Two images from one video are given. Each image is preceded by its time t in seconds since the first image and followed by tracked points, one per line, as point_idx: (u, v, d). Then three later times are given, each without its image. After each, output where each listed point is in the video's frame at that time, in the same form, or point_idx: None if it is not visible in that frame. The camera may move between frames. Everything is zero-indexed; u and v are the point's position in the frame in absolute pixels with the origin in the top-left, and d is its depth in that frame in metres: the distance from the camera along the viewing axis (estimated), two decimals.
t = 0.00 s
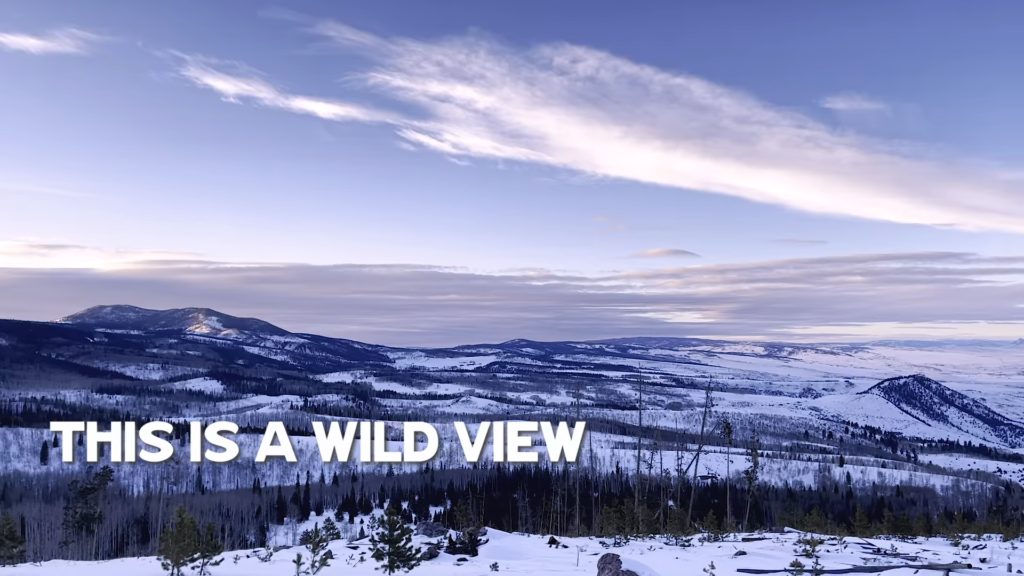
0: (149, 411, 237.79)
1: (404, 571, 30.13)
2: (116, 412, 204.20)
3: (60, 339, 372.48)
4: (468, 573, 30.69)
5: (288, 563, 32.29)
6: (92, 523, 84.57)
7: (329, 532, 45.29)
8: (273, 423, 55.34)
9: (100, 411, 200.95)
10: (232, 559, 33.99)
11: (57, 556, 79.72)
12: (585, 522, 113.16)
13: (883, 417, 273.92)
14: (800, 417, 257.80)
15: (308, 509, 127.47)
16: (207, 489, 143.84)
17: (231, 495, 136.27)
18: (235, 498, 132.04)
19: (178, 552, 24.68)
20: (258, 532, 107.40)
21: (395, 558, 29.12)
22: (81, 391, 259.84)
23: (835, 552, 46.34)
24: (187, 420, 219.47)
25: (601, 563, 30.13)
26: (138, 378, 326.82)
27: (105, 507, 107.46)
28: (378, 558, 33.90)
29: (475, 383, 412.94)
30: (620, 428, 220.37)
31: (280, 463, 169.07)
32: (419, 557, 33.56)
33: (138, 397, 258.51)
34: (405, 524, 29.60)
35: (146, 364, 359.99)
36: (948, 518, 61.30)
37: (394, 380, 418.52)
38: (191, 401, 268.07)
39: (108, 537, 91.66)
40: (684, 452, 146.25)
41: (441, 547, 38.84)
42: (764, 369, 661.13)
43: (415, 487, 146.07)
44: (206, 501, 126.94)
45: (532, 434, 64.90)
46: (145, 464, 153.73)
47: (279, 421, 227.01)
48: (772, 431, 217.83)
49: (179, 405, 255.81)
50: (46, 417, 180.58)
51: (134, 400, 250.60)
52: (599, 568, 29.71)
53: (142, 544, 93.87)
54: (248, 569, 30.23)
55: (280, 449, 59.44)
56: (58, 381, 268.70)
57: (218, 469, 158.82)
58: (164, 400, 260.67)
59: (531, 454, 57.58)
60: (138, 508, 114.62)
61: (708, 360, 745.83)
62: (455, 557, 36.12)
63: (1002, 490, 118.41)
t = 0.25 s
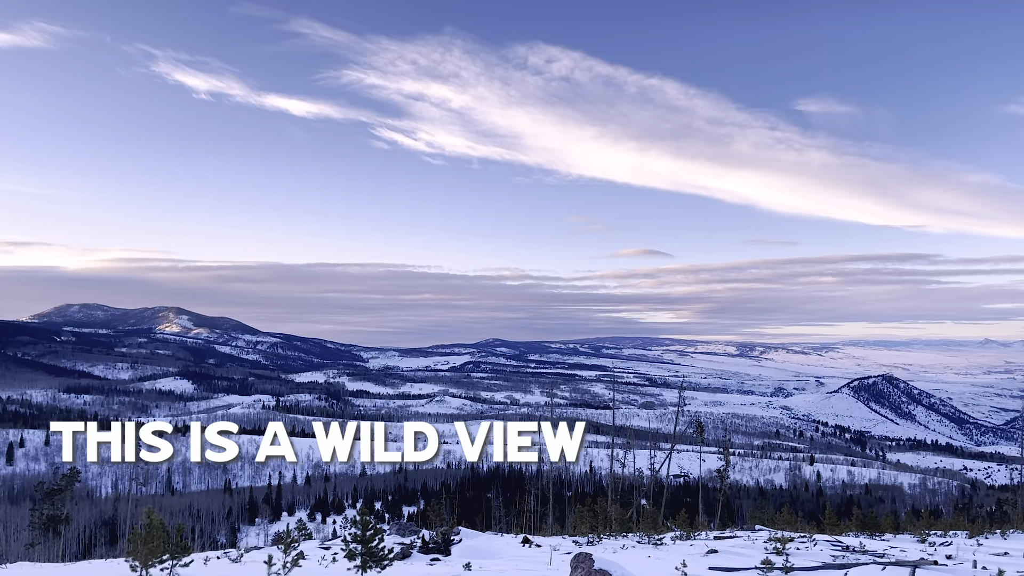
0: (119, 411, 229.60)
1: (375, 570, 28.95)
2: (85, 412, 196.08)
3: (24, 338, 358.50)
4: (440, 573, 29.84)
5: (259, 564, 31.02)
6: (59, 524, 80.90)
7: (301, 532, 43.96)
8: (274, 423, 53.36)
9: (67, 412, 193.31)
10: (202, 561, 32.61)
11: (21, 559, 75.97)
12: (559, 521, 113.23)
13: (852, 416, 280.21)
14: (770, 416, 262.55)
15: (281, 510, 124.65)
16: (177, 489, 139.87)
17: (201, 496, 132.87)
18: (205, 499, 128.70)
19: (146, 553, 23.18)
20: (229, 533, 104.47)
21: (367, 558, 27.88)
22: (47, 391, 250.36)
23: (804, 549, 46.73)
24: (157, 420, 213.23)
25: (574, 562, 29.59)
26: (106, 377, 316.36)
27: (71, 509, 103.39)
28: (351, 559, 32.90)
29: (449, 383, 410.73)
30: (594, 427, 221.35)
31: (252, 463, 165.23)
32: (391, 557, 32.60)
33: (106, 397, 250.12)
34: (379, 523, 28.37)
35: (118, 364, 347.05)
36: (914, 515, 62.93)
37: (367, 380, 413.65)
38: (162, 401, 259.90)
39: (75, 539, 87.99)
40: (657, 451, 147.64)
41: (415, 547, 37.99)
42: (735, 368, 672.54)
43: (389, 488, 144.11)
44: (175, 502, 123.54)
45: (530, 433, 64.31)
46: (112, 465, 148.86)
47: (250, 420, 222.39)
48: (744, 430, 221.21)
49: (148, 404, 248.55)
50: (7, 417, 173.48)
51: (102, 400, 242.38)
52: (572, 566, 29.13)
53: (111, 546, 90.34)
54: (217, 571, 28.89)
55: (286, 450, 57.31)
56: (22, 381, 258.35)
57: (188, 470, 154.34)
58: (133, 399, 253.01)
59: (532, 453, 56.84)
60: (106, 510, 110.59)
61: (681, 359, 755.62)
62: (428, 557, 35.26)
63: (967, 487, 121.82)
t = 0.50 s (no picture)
0: (88, 412, 222.65)
1: (351, 572, 27.89)
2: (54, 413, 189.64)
3: None
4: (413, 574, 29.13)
5: (231, 567, 29.91)
6: (28, 526, 77.73)
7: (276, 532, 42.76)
8: (277, 423, 51.33)
9: (35, 412, 186.85)
10: (173, 563, 31.35)
11: None
12: (534, 521, 113.00)
13: (825, 416, 285.63)
14: (744, 416, 266.57)
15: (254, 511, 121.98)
16: (149, 490, 136.41)
17: (174, 497, 129.70)
18: (177, 500, 125.72)
19: (117, 555, 21.87)
20: (201, 535, 101.71)
21: (342, 560, 26.79)
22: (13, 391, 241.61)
23: (777, 548, 46.95)
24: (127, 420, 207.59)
25: (549, 561, 29.09)
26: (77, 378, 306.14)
27: (39, 510, 99.74)
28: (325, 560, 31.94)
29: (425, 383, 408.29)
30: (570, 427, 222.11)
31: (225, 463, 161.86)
32: (365, 558, 31.92)
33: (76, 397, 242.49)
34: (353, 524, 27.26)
35: (88, 364, 336.94)
36: (882, 513, 64.25)
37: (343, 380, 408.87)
38: (133, 401, 252.76)
39: (42, 541, 84.73)
40: (633, 451, 148.80)
41: (390, 547, 37.22)
42: (709, 368, 681.91)
43: (364, 488, 142.17)
44: (147, 504, 120.27)
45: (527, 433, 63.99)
46: (82, 466, 144.66)
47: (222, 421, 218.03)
48: (718, 430, 223.98)
49: (120, 404, 241.86)
50: None
51: (73, 400, 235.11)
52: (547, 567, 28.63)
53: (81, 548, 87.28)
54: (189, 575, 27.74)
55: (279, 448, 55.53)
56: None
57: (160, 471, 150.36)
58: (103, 399, 245.89)
59: (534, 454, 56.31)
60: (75, 511, 107.00)
61: (656, 359, 763.71)
62: (403, 557, 34.61)
63: (935, 485, 124.80)
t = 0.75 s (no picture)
0: (52, 412, 215.03)
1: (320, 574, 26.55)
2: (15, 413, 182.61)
3: None
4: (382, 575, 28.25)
5: (198, 569, 28.64)
6: None
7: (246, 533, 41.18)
8: (275, 423, 49.26)
9: None
10: (140, 565, 29.99)
11: None
12: (505, 520, 112.47)
13: (793, 415, 291.44)
14: (715, 416, 270.42)
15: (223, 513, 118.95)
16: (115, 492, 132.70)
17: (141, 498, 125.84)
18: (144, 501, 122.16)
19: (82, 558, 20.33)
20: (169, 536, 98.70)
21: (310, 562, 25.39)
22: None
23: (746, 547, 47.17)
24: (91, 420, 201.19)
25: (520, 561, 28.41)
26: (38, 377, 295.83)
27: None
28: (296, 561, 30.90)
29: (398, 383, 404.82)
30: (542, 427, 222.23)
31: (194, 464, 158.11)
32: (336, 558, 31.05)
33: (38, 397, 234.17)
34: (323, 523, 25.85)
35: (49, 363, 325.61)
36: (848, 513, 65.35)
37: (314, 380, 402.60)
38: (100, 402, 244.83)
39: (3, 545, 81.28)
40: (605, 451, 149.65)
41: (360, 548, 36.20)
42: (680, 368, 691.27)
43: (336, 489, 139.86)
44: (113, 506, 116.49)
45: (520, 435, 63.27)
46: (47, 467, 140.06)
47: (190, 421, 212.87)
48: (689, 429, 226.55)
49: (86, 405, 234.34)
50: None
51: (34, 400, 226.97)
52: (518, 568, 27.95)
53: (45, 551, 83.95)
54: None
55: (286, 450, 53.33)
56: None
57: (126, 472, 145.70)
58: (67, 400, 238.05)
59: (531, 453, 55.72)
60: (38, 513, 103.06)
61: (628, 360, 771.35)
62: (374, 558, 33.81)
63: (899, 484, 128.04)
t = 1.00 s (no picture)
0: (19, 412, 208.57)
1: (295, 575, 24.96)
2: None
3: None
4: None
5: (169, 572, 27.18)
6: None
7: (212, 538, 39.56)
8: (274, 422, 47.88)
9: None
10: (110, 568, 28.53)
11: None
12: (480, 520, 111.96)
13: (766, 415, 296.14)
14: (689, 416, 273.47)
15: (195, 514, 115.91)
16: (85, 494, 129.64)
17: (110, 500, 122.45)
18: (114, 503, 119.02)
19: (51, 560, 18.95)
20: (139, 538, 95.77)
21: (283, 564, 23.63)
22: None
23: (719, 546, 47.29)
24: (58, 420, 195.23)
25: (493, 562, 27.90)
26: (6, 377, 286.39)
27: None
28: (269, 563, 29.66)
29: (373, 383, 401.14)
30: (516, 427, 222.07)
31: (165, 465, 154.55)
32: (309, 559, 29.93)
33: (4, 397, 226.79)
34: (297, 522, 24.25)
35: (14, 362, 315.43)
36: (818, 511, 66.09)
37: (287, 380, 396.38)
38: (69, 401, 237.86)
39: None
40: (580, 451, 150.24)
41: (332, 550, 35.15)
42: (654, 369, 698.49)
43: (309, 490, 137.53)
44: (82, 508, 112.96)
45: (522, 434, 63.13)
46: (14, 469, 135.59)
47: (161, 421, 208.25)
48: (664, 429, 228.67)
49: (56, 405, 227.58)
50: None
51: None
52: (494, 567, 27.36)
53: (13, 554, 81.00)
54: None
55: (280, 448, 51.88)
56: None
57: (96, 473, 143.11)
58: (36, 400, 230.99)
59: (532, 453, 55.67)
60: (4, 515, 99.44)
61: (604, 360, 776.80)
62: (348, 559, 32.90)
63: (869, 483, 130.59)
